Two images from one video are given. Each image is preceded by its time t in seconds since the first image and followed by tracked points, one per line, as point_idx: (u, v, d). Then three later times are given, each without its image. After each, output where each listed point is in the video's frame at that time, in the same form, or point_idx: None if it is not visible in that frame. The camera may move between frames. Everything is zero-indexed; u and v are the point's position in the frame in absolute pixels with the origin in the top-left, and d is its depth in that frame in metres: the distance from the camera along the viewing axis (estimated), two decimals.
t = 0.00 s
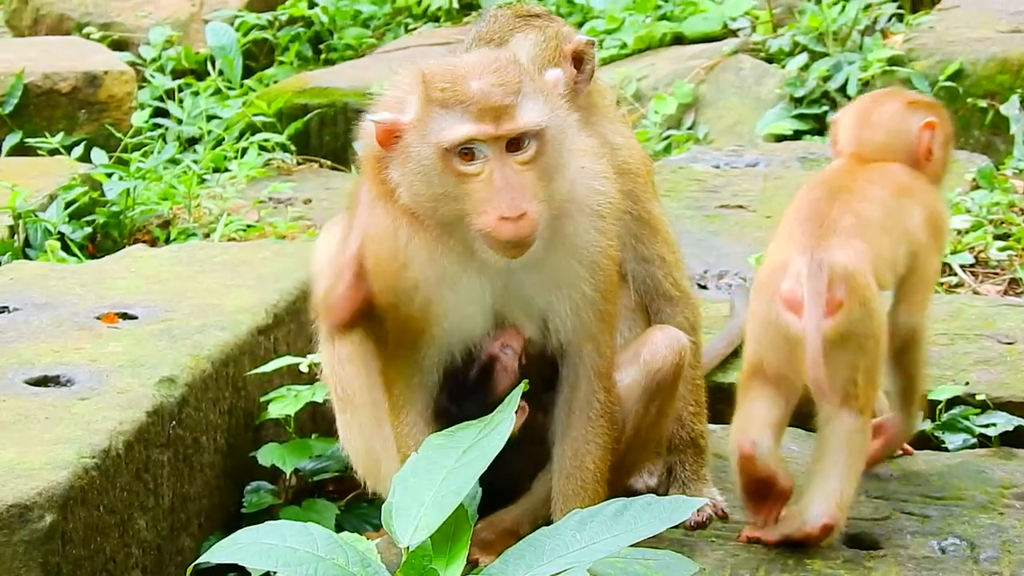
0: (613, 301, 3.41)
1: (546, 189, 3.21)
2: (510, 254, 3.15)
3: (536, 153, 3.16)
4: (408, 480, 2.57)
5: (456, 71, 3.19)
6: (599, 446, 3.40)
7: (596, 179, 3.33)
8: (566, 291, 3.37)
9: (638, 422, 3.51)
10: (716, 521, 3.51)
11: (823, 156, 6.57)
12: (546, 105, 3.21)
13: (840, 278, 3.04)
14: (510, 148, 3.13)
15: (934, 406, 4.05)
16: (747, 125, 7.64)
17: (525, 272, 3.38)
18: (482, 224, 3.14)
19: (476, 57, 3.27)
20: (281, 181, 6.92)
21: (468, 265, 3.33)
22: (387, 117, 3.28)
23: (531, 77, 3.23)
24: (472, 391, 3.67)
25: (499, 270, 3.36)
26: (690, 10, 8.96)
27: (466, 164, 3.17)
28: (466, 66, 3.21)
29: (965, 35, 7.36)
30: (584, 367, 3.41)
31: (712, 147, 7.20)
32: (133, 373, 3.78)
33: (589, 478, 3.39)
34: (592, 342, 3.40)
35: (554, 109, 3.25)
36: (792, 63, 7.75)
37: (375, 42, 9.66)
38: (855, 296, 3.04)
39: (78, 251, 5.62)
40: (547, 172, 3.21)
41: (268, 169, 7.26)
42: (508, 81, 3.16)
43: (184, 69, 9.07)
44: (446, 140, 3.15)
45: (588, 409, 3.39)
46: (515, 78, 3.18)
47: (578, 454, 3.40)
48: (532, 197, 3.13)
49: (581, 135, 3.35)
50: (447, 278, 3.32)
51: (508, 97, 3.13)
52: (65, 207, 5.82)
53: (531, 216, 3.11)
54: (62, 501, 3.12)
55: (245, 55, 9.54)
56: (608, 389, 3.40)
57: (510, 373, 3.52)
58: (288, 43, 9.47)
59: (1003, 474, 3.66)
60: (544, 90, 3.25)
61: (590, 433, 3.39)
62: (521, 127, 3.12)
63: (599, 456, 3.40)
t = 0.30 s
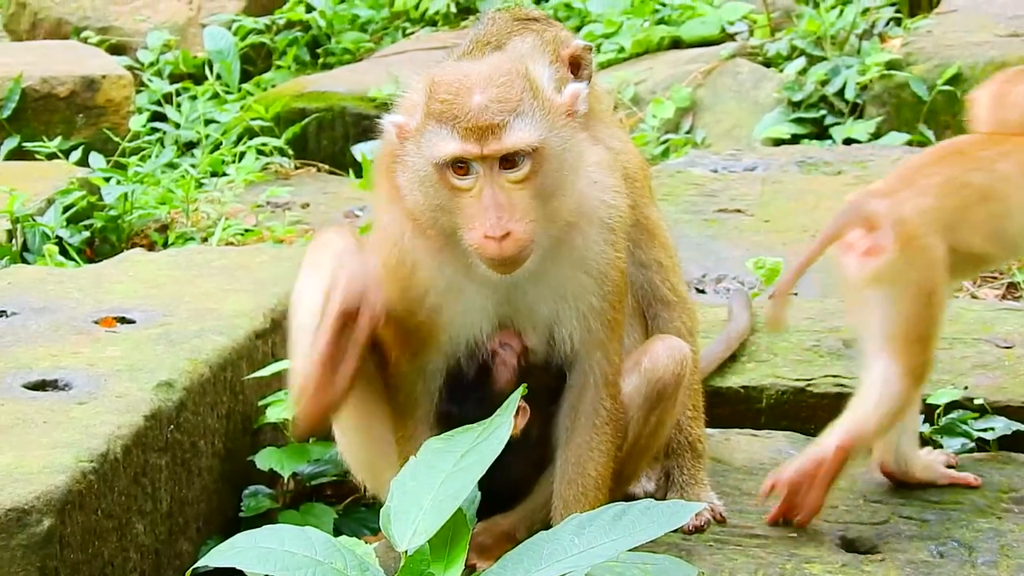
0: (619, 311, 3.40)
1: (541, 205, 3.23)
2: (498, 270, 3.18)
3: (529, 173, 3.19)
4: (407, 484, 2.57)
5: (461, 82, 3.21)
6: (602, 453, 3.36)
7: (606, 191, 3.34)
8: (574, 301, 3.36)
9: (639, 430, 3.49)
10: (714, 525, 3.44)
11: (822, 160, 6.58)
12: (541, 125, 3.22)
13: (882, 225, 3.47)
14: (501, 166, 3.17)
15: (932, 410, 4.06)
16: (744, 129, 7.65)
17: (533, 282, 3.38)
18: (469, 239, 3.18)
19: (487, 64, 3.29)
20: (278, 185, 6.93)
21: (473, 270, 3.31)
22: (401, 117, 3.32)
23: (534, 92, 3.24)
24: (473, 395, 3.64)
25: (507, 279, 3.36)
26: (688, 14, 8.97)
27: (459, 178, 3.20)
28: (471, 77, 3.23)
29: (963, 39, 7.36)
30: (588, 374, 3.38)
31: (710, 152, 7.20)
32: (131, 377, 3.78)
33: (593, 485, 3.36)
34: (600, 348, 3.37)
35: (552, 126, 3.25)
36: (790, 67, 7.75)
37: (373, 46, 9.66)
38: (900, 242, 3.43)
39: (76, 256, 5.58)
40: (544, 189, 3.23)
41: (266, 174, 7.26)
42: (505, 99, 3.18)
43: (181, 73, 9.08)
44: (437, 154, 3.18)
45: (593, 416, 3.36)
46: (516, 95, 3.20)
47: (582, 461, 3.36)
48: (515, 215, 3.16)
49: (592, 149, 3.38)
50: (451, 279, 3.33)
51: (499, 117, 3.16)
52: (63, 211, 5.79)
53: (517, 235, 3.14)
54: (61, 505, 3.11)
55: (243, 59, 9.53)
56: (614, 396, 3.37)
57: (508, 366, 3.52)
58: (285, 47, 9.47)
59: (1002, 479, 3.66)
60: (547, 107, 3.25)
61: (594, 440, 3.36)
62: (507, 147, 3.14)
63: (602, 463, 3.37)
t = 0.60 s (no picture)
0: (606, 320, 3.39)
1: (529, 212, 3.18)
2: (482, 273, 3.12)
3: (518, 179, 3.11)
4: (407, 486, 2.57)
5: (466, 82, 3.11)
6: (597, 454, 3.38)
7: (599, 204, 3.35)
8: (565, 308, 3.37)
9: (634, 428, 3.46)
10: (715, 526, 3.44)
11: (823, 162, 6.58)
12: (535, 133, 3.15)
13: (1008, 197, 3.56)
14: (489, 169, 3.08)
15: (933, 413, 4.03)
16: (746, 131, 7.65)
17: (526, 287, 3.36)
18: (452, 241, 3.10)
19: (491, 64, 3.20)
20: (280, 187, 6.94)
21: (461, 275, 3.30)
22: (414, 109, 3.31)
23: (533, 99, 3.16)
24: (464, 391, 3.64)
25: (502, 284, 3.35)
26: (690, 16, 8.97)
27: (450, 176, 3.11)
28: (471, 78, 3.12)
29: (965, 41, 7.36)
30: (580, 377, 3.39)
31: (712, 153, 7.20)
32: (132, 378, 3.77)
33: (586, 486, 3.37)
34: (591, 352, 3.38)
35: (547, 135, 3.18)
36: (792, 68, 7.75)
37: (374, 48, 9.66)
38: None
39: (77, 257, 5.57)
40: (534, 197, 3.18)
41: (267, 175, 7.27)
42: (502, 101, 3.09)
43: (182, 74, 9.08)
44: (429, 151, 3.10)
45: (585, 417, 3.37)
46: (515, 100, 3.11)
47: (576, 463, 3.38)
48: (501, 220, 3.08)
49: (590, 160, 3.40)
50: (442, 282, 3.32)
51: (492, 121, 3.06)
52: (64, 212, 5.78)
53: (497, 240, 3.05)
54: (62, 506, 3.12)
55: (244, 60, 9.53)
56: (605, 397, 3.39)
57: (497, 360, 3.53)
58: (287, 48, 9.46)
59: (1002, 481, 3.67)
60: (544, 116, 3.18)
61: (588, 441, 3.37)
62: (496, 153, 3.05)
63: (597, 464, 3.38)
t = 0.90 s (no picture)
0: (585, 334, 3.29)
1: (476, 235, 3.15)
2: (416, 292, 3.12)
3: (452, 202, 3.10)
4: (410, 485, 2.57)
5: (419, 105, 3.19)
6: (598, 454, 3.31)
7: (574, 226, 3.26)
8: (542, 325, 3.28)
9: (638, 431, 3.43)
10: (718, 525, 3.44)
11: (827, 161, 6.58)
12: (477, 160, 3.14)
13: None
14: (425, 191, 3.09)
15: (937, 412, 4.00)
16: (749, 130, 7.65)
17: (500, 301, 3.31)
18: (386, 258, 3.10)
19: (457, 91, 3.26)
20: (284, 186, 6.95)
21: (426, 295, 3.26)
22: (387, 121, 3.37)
23: (479, 128, 3.16)
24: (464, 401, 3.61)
25: (468, 304, 3.33)
26: (693, 16, 8.96)
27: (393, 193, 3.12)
28: (429, 102, 3.21)
29: (968, 41, 7.36)
30: (575, 382, 3.32)
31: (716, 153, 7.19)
32: (136, 378, 3.78)
33: (587, 485, 3.30)
34: (581, 363, 3.31)
35: (486, 163, 3.16)
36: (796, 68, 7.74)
37: (378, 48, 9.66)
38: None
39: (81, 256, 5.57)
40: (472, 223, 3.14)
41: (271, 174, 7.27)
42: (446, 123, 3.14)
43: (187, 74, 9.11)
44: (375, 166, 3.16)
45: (584, 419, 3.30)
46: (463, 123, 3.15)
47: (575, 463, 3.31)
48: (428, 241, 3.07)
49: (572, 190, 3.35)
50: (403, 295, 3.31)
51: (423, 143, 3.09)
52: (68, 212, 5.78)
53: (421, 260, 3.03)
54: (65, 505, 3.12)
55: (248, 60, 9.54)
56: (605, 398, 3.31)
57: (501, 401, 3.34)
58: (291, 48, 9.47)
59: (1005, 480, 3.66)
60: (487, 148, 3.16)
61: (589, 441, 3.30)
62: (422, 176, 3.05)
63: (598, 464, 3.31)
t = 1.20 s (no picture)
0: (576, 333, 3.27)
1: (448, 227, 3.18)
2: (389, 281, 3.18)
3: (422, 193, 3.13)
4: (414, 483, 2.58)
5: (405, 96, 3.22)
6: (600, 452, 3.30)
7: (564, 221, 3.23)
8: (534, 321, 3.27)
9: (638, 427, 3.44)
10: (718, 524, 3.43)
11: (830, 160, 6.58)
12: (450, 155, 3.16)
13: None
14: (398, 181, 3.13)
15: (941, 411, 4.00)
16: (752, 130, 7.64)
17: (489, 296, 3.31)
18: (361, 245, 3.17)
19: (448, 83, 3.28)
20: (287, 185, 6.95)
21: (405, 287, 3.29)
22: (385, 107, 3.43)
23: (456, 122, 3.18)
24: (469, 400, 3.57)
25: (452, 296, 3.34)
26: (697, 15, 8.95)
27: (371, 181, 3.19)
28: (416, 92, 3.24)
29: (971, 40, 7.35)
30: (573, 381, 3.31)
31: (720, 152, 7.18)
32: (140, 377, 3.78)
33: (590, 484, 3.30)
34: (577, 362, 3.30)
35: (461, 157, 3.18)
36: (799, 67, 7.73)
37: (382, 47, 9.65)
38: None
39: (85, 256, 5.56)
40: (442, 217, 3.17)
41: (274, 174, 7.28)
42: (426, 116, 3.16)
43: (190, 73, 9.12)
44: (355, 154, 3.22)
45: (584, 418, 3.29)
46: (441, 117, 3.16)
47: (578, 461, 3.30)
48: (397, 231, 3.11)
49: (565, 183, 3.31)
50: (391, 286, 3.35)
51: (396, 134, 3.13)
52: (72, 211, 5.76)
53: (388, 249, 3.08)
54: (69, 504, 3.12)
55: (252, 59, 9.54)
56: (604, 398, 3.30)
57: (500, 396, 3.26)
58: (294, 47, 9.49)
59: (1009, 478, 3.65)
60: (460, 144, 3.18)
61: (591, 440, 3.29)
62: (389, 167, 3.09)
63: (600, 462, 3.31)
